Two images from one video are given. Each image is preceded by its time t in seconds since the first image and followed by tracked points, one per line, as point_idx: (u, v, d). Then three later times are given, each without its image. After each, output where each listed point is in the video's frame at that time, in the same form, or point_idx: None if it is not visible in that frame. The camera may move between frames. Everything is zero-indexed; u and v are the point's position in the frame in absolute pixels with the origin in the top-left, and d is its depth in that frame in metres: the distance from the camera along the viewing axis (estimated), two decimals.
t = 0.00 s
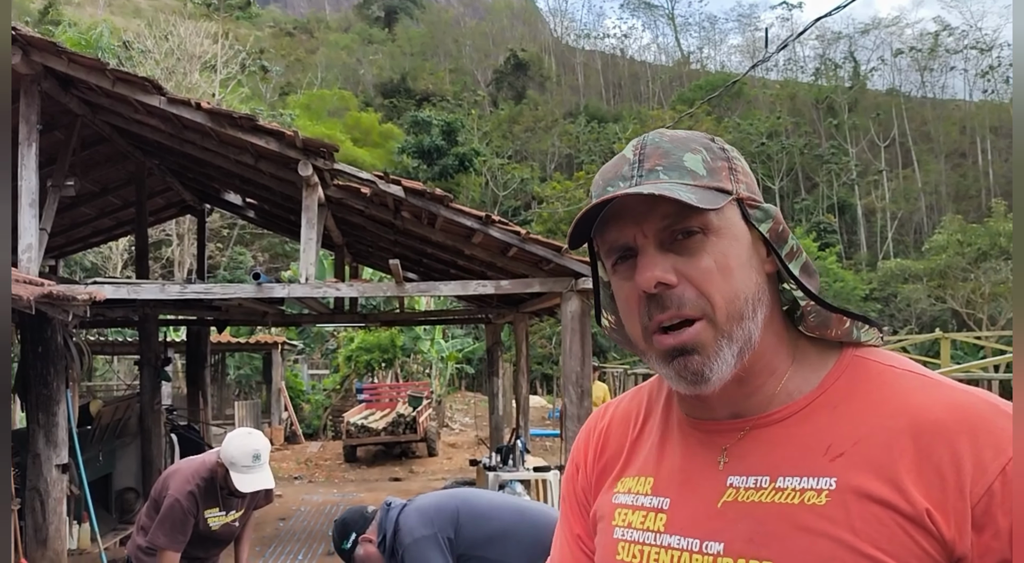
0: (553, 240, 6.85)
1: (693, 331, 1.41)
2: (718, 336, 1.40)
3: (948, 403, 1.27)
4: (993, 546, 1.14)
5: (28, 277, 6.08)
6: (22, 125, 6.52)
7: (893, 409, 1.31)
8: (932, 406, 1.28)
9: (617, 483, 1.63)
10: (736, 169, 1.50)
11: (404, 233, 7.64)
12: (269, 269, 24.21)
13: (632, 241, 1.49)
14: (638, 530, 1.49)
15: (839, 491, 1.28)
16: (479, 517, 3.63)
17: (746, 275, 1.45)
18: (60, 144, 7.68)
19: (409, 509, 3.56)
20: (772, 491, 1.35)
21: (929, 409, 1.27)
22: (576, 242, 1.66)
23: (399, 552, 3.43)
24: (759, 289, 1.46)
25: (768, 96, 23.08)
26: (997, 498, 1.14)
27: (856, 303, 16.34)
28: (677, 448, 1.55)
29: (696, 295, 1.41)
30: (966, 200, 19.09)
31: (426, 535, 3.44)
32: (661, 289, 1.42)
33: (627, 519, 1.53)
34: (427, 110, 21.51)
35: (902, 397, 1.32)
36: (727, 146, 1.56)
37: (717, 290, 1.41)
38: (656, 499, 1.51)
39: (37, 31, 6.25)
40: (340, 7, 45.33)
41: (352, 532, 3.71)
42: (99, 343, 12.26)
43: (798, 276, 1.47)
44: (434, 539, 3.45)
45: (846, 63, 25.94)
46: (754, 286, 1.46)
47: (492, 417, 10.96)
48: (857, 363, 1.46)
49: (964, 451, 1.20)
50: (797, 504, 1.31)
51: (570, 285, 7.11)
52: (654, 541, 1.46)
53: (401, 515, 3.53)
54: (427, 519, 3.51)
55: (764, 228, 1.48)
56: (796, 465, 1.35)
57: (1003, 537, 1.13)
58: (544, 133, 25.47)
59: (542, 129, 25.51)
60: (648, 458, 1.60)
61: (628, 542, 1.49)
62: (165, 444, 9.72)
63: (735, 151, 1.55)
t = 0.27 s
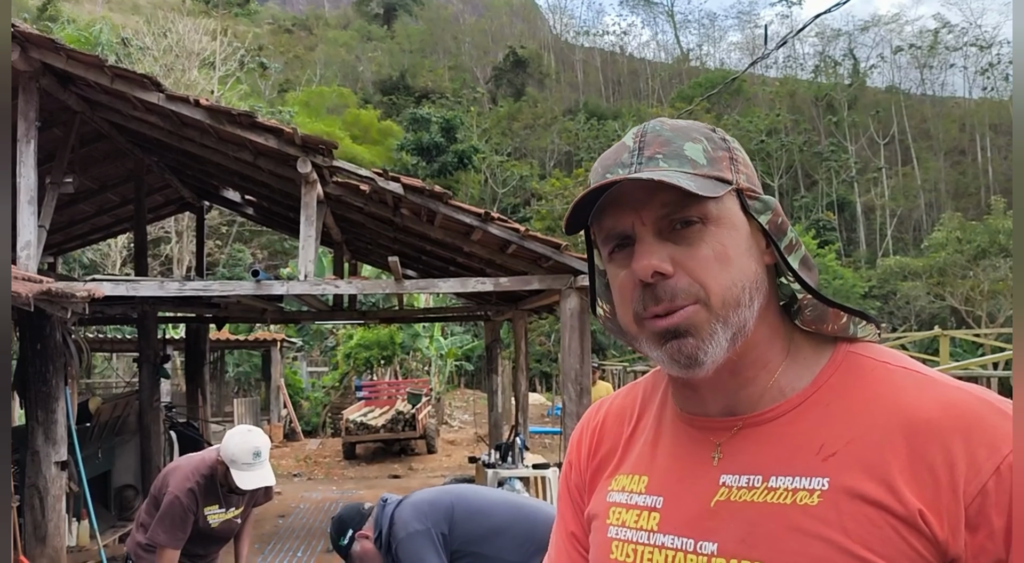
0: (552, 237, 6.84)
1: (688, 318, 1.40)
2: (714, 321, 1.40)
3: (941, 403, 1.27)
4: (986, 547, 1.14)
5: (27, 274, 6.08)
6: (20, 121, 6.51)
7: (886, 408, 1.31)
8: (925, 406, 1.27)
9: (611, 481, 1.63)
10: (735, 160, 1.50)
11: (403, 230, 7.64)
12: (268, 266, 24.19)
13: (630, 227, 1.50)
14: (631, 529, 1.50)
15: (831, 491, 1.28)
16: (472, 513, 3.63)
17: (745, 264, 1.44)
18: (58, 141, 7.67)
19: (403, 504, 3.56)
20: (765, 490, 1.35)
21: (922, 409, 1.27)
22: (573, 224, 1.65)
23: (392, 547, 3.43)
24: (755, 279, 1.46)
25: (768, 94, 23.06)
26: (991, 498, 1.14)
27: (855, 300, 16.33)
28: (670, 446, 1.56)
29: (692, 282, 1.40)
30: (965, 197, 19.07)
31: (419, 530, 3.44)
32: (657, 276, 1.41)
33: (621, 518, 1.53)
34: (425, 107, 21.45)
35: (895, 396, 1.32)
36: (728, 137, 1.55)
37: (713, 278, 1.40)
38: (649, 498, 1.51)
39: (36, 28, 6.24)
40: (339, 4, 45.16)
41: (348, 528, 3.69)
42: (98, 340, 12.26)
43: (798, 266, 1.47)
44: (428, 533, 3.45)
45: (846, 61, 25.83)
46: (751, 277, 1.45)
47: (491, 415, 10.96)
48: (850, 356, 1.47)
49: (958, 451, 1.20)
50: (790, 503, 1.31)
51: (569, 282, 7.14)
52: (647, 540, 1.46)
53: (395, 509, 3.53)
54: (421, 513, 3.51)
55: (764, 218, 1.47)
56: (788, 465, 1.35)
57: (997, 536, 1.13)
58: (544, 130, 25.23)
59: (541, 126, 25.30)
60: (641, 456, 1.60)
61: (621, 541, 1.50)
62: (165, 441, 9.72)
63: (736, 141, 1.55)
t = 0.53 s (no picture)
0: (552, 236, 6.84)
1: (689, 314, 1.40)
2: (714, 319, 1.40)
3: (938, 404, 1.26)
4: (983, 548, 1.14)
5: (27, 273, 6.08)
6: (20, 120, 6.51)
7: (884, 409, 1.30)
8: (923, 406, 1.27)
9: (611, 481, 1.63)
10: (737, 155, 1.48)
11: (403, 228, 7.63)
12: (268, 265, 24.18)
13: (628, 222, 1.50)
14: (631, 530, 1.49)
15: (829, 493, 1.27)
16: (469, 510, 3.62)
17: (744, 261, 1.43)
18: (58, 139, 7.66)
19: (399, 501, 3.57)
20: (763, 492, 1.34)
21: (920, 409, 1.27)
22: (571, 219, 1.67)
23: (389, 542, 3.44)
24: (756, 274, 1.45)
25: (769, 93, 23.03)
26: (987, 499, 1.14)
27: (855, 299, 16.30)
28: (670, 446, 1.55)
29: (691, 277, 1.40)
30: (966, 197, 19.03)
31: (414, 525, 3.44)
32: (655, 272, 1.42)
33: (621, 519, 1.53)
34: (425, 105, 21.41)
35: (893, 397, 1.31)
36: (731, 130, 1.54)
37: (713, 275, 1.40)
38: (649, 498, 1.51)
39: (36, 26, 6.23)
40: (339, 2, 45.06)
41: (347, 525, 3.75)
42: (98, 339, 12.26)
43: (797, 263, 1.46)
44: (423, 529, 3.45)
45: (847, 59, 25.73)
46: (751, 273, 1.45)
47: (492, 414, 10.96)
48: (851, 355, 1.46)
49: (954, 452, 1.19)
50: (787, 505, 1.30)
51: (568, 281, 7.13)
52: (647, 541, 1.45)
53: (391, 506, 3.55)
54: (417, 509, 3.52)
55: (764, 214, 1.47)
56: (785, 466, 1.34)
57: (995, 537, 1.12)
58: (543, 128, 25.17)
59: (541, 124, 25.24)
60: (642, 456, 1.60)
61: (621, 542, 1.49)
62: (165, 439, 9.72)
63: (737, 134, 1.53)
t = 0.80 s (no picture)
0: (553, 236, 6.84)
1: (634, 357, 1.42)
2: (655, 363, 1.40)
3: (939, 411, 1.24)
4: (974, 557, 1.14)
5: (28, 272, 6.07)
6: (22, 119, 6.51)
7: (882, 413, 1.29)
8: (920, 411, 1.25)
9: (627, 476, 1.66)
10: (663, 183, 1.39)
11: (404, 228, 7.63)
12: (269, 264, 24.20)
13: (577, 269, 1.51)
14: (638, 523, 1.54)
15: (820, 496, 1.28)
16: (468, 508, 3.62)
17: (676, 302, 1.37)
18: (59, 138, 7.66)
19: (399, 498, 3.57)
20: (758, 492, 1.36)
21: (917, 415, 1.25)
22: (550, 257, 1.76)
23: (388, 539, 3.45)
24: (690, 312, 1.38)
25: (770, 93, 23.03)
26: (979, 510, 1.13)
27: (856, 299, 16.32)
28: (677, 444, 1.57)
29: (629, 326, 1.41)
30: (967, 196, 19.03)
31: (414, 522, 3.45)
32: (597, 325, 1.44)
33: (631, 514, 1.57)
34: (426, 105, 21.40)
35: (894, 402, 1.29)
36: (668, 144, 1.41)
37: (640, 326, 1.38)
38: (657, 493, 1.54)
39: (37, 25, 6.24)
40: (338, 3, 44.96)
41: (349, 521, 3.74)
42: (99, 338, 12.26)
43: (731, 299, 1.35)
44: (423, 527, 3.45)
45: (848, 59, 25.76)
46: (687, 312, 1.37)
47: (492, 413, 10.96)
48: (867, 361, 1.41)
49: (947, 460, 1.19)
50: (780, 506, 1.31)
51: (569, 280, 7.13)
52: (651, 536, 1.49)
53: (391, 503, 3.55)
54: (417, 506, 3.52)
55: (695, 245, 1.35)
56: (780, 468, 1.35)
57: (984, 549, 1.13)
58: (544, 128, 25.22)
59: (542, 124, 25.28)
60: (653, 452, 1.62)
61: (628, 536, 1.54)
62: (166, 439, 9.71)
63: (674, 149, 1.41)
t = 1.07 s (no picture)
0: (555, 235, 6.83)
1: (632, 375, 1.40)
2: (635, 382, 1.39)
3: (921, 418, 1.09)
4: None
5: (29, 271, 6.07)
6: (23, 118, 6.52)
7: (862, 417, 1.15)
8: (899, 420, 1.11)
9: (658, 468, 1.62)
10: (616, 218, 1.29)
11: (406, 228, 7.62)
12: (270, 264, 24.22)
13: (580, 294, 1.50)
14: (655, 517, 1.50)
15: (798, 501, 1.18)
16: (471, 507, 3.63)
17: (635, 335, 1.31)
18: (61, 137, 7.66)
19: (403, 497, 3.57)
20: (749, 494, 1.27)
21: (897, 422, 1.11)
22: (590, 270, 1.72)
23: (392, 538, 3.45)
24: (652, 342, 1.30)
25: (771, 93, 23.04)
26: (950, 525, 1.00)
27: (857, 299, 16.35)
28: (694, 440, 1.50)
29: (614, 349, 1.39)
30: (968, 197, 19.02)
31: (418, 521, 3.45)
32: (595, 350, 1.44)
33: (652, 506, 1.54)
34: (427, 105, 21.41)
35: (874, 407, 1.15)
36: (624, 175, 1.29)
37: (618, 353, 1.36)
38: (672, 488, 1.50)
39: (39, 25, 6.25)
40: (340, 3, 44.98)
41: (353, 520, 3.72)
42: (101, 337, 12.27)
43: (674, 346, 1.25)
44: (426, 526, 3.46)
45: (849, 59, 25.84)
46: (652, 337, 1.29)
47: (493, 413, 10.95)
48: (866, 366, 1.20)
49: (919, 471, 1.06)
50: (762, 510, 1.23)
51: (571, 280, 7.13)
52: (662, 530, 1.46)
53: (395, 501, 3.56)
54: (421, 506, 3.52)
55: (645, 283, 1.25)
56: (768, 470, 1.26)
57: None
58: (546, 128, 25.25)
59: (543, 124, 25.31)
60: (676, 445, 1.56)
61: (648, 528, 1.51)
62: (168, 438, 9.71)
63: (628, 180, 1.29)
